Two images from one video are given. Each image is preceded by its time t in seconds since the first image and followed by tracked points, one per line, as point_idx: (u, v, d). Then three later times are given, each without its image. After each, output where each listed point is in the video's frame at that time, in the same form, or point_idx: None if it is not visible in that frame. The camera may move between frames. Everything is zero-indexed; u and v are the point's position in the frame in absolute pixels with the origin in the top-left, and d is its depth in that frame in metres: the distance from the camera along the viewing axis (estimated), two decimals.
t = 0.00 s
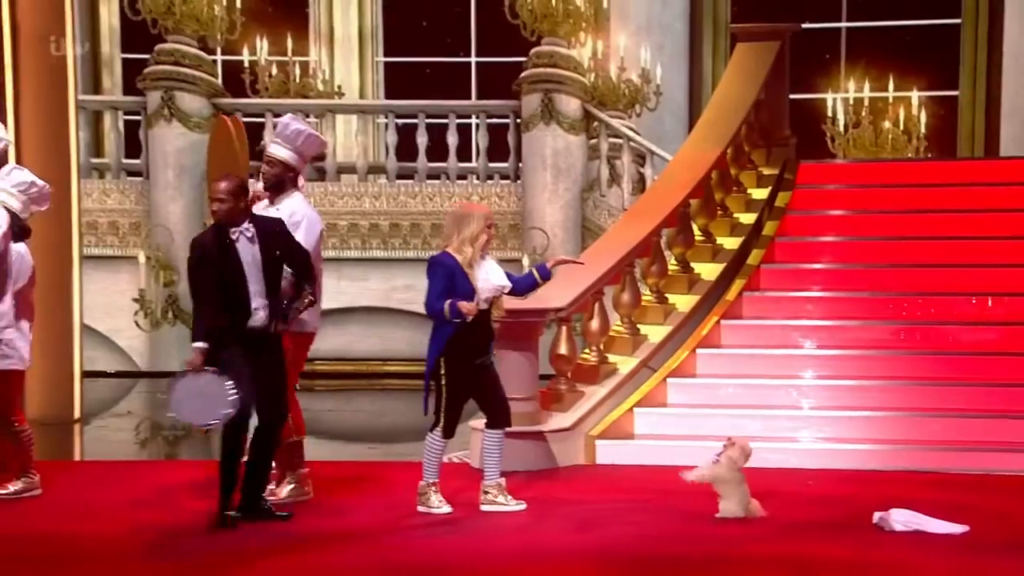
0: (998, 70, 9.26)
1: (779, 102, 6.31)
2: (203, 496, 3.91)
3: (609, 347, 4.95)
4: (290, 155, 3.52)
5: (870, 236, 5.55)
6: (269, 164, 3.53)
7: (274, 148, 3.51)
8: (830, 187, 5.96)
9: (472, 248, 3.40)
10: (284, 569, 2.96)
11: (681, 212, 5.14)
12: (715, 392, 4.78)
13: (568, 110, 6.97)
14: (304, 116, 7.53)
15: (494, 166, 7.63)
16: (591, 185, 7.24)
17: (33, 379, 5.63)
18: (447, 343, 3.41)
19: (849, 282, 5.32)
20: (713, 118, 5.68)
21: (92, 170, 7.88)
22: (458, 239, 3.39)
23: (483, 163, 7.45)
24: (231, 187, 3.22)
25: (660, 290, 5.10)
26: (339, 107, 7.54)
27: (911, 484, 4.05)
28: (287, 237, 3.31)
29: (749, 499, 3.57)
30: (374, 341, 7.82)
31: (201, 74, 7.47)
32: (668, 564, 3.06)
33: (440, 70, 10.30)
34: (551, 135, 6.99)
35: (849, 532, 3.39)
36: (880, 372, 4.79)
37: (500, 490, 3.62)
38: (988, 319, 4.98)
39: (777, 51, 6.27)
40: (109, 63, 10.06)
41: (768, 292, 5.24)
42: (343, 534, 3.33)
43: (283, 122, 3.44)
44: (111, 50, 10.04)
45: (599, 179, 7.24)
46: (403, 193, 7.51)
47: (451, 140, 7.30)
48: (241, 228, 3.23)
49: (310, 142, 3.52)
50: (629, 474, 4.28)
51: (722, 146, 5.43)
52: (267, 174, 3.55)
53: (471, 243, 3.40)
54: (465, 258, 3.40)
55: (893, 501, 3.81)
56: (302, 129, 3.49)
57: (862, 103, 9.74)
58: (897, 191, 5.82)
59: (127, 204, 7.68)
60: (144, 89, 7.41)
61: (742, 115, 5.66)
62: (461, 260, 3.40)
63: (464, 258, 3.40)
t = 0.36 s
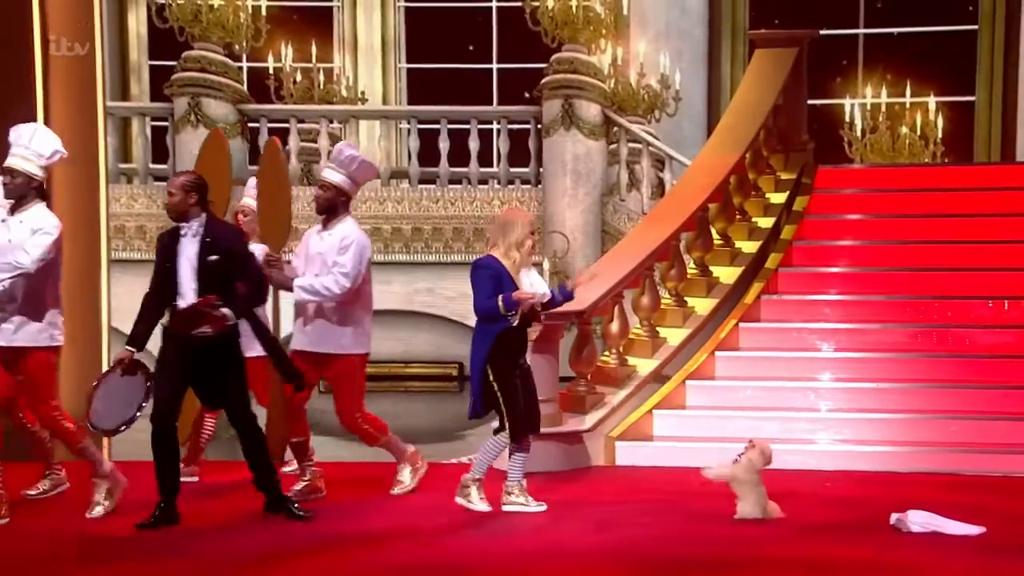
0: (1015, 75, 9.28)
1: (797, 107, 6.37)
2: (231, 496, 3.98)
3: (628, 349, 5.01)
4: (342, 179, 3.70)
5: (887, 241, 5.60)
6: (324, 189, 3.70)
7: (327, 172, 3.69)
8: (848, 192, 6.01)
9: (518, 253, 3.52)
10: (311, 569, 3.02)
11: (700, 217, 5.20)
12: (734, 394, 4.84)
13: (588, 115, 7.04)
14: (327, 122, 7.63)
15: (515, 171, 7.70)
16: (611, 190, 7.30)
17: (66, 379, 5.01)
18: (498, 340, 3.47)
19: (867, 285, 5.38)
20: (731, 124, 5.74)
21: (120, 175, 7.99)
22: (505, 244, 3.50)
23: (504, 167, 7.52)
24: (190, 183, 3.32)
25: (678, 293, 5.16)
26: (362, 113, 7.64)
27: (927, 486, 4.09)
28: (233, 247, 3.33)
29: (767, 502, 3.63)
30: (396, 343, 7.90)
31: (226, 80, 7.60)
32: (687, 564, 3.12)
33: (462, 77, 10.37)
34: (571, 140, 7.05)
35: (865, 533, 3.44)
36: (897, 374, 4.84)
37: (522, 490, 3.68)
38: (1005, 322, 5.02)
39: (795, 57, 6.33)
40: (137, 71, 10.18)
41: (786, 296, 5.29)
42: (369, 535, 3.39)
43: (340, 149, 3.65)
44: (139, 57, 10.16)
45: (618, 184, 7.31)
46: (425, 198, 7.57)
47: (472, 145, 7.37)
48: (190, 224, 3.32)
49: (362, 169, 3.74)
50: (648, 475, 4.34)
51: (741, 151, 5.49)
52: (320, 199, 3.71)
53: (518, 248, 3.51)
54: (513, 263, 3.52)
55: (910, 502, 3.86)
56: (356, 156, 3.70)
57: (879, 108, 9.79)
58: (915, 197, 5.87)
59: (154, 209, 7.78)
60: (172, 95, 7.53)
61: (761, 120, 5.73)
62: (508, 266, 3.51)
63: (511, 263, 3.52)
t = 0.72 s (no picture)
0: (1019, 77, 9.33)
1: (801, 109, 6.39)
2: (239, 493, 4.01)
3: (634, 349, 5.02)
4: (394, 161, 3.85)
5: (892, 241, 5.62)
6: (376, 171, 3.88)
7: (379, 154, 3.85)
8: (852, 193, 6.02)
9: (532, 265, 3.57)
10: (319, 568, 3.04)
11: (705, 217, 5.22)
12: (739, 393, 4.86)
13: (593, 116, 7.07)
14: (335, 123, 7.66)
15: (521, 171, 7.73)
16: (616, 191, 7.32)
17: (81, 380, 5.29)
18: (508, 344, 3.51)
19: (870, 286, 5.39)
20: (735, 125, 5.76)
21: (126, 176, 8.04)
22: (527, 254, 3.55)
23: (510, 168, 7.55)
24: (122, 181, 3.36)
25: (683, 293, 5.18)
26: (369, 114, 7.68)
27: (932, 486, 4.11)
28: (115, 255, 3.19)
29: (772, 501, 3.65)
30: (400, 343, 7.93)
31: (233, 81, 7.64)
32: (691, 562, 3.15)
33: (468, 78, 10.40)
34: (576, 142, 7.08)
35: (871, 533, 3.46)
36: (901, 374, 4.86)
37: (563, 486, 3.76)
38: (1010, 322, 5.03)
39: (801, 58, 6.35)
40: (145, 72, 10.21)
41: (790, 296, 5.32)
42: (376, 534, 3.41)
43: (388, 131, 3.77)
44: (147, 58, 10.19)
45: (624, 185, 7.33)
46: (432, 198, 7.59)
47: (478, 146, 7.40)
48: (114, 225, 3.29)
49: (413, 149, 3.85)
50: (653, 475, 4.37)
51: (747, 152, 5.51)
52: (374, 181, 3.90)
53: (534, 259, 3.57)
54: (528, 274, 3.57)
55: (915, 502, 3.87)
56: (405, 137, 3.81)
57: (884, 109, 9.80)
58: (918, 198, 5.89)
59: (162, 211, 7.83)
60: (179, 97, 7.58)
61: (767, 121, 5.75)
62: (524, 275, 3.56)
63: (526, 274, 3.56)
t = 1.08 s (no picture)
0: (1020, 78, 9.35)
1: (802, 110, 6.40)
2: (240, 492, 4.01)
3: (635, 349, 5.02)
4: (413, 160, 3.86)
5: (892, 241, 5.63)
6: (393, 169, 3.87)
7: (398, 152, 3.86)
8: (852, 193, 6.03)
9: (540, 272, 3.57)
10: (319, 568, 3.04)
11: (705, 217, 5.23)
12: (738, 394, 4.86)
13: (594, 117, 7.08)
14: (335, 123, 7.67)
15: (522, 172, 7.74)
16: (616, 191, 7.33)
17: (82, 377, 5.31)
18: (512, 347, 3.51)
19: (870, 287, 5.40)
20: (736, 126, 5.77)
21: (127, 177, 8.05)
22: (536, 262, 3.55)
23: (511, 169, 7.56)
24: (31, 182, 3.11)
25: (684, 293, 5.19)
26: (370, 114, 7.69)
27: (931, 486, 4.12)
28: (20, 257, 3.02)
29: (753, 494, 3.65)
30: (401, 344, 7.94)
31: (234, 82, 7.64)
32: (691, 562, 3.15)
33: (468, 79, 10.41)
34: (577, 142, 7.09)
35: (871, 533, 3.46)
36: (901, 374, 4.86)
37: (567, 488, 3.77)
38: (1010, 322, 5.04)
39: (801, 59, 6.36)
40: (146, 73, 10.23)
41: (790, 296, 5.32)
42: (375, 534, 3.42)
43: (410, 130, 3.79)
44: (148, 59, 10.22)
45: (625, 185, 7.33)
46: (433, 199, 7.61)
47: (479, 147, 7.41)
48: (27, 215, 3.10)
49: (432, 149, 3.87)
50: (653, 475, 4.37)
51: (748, 152, 5.51)
52: (391, 179, 3.89)
53: (542, 267, 3.57)
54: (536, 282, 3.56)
55: (915, 502, 3.88)
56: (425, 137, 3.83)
57: (885, 110, 9.82)
58: (919, 199, 5.90)
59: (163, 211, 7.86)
60: (180, 97, 7.60)
61: (767, 121, 5.76)
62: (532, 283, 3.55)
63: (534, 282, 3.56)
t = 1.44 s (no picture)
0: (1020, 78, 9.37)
1: (803, 110, 6.40)
2: (241, 493, 4.02)
3: (636, 350, 5.01)
4: (414, 162, 3.89)
5: (892, 242, 5.63)
6: (395, 172, 3.90)
7: (399, 154, 3.88)
8: (852, 194, 6.03)
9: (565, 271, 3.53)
10: (320, 567, 3.04)
11: (706, 217, 5.23)
12: (738, 394, 4.87)
13: (594, 117, 7.08)
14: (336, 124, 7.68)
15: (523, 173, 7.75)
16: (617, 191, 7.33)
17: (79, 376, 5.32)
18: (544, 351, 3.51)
19: (871, 287, 5.41)
20: (737, 125, 5.77)
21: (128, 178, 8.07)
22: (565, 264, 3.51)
23: (511, 169, 7.56)
24: None
25: (684, 294, 5.18)
26: (370, 115, 7.69)
27: (931, 486, 4.12)
28: None
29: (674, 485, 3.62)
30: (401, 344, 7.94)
31: (235, 82, 7.66)
32: (692, 562, 3.16)
33: (468, 79, 10.41)
34: (578, 142, 7.10)
35: (872, 533, 3.47)
36: (901, 374, 4.87)
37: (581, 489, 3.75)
38: (1010, 322, 5.05)
39: (801, 59, 6.36)
40: (147, 73, 10.24)
41: (790, 296, 5.33)
42: (377, 534, 3.42)
43: (410, 131, 3.81)
44: (149, 60, 10.22)
45: (625, 185, 7.34)
46: (434, 199, 7.63)
47: (480, 148, 7.42)
48: None
49: (432, 151, 3.90)
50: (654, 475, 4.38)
51: (748, 152, 5.52)
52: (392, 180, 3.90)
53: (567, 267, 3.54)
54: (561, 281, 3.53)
55: (915, 501, 3.89)
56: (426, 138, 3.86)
57: (885, 110, 9.85)
58: (919, 199, 5.90)
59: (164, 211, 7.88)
60: (181, 98, 7.60)
61: (767, 122, 5.76)
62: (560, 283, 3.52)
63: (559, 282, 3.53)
